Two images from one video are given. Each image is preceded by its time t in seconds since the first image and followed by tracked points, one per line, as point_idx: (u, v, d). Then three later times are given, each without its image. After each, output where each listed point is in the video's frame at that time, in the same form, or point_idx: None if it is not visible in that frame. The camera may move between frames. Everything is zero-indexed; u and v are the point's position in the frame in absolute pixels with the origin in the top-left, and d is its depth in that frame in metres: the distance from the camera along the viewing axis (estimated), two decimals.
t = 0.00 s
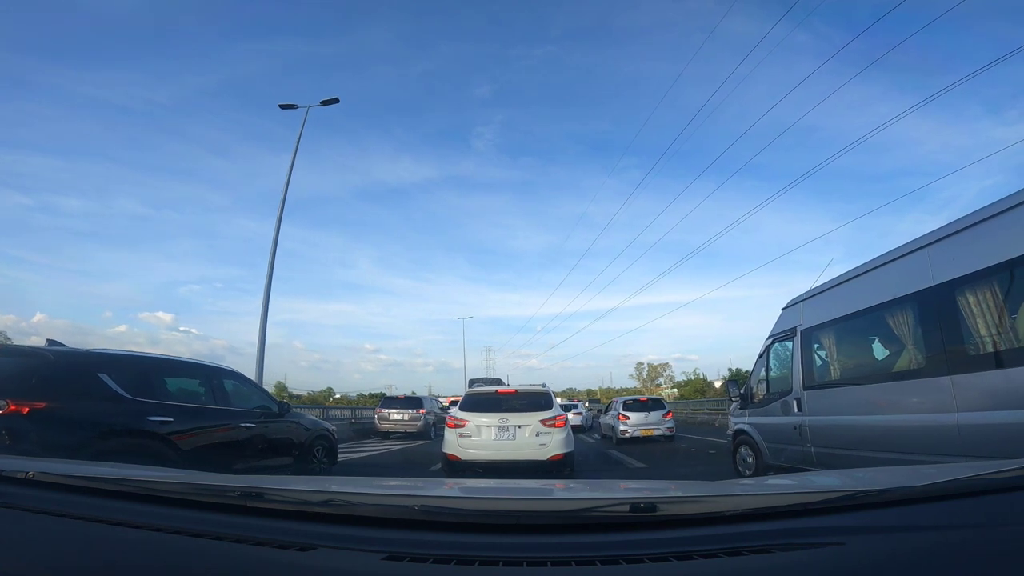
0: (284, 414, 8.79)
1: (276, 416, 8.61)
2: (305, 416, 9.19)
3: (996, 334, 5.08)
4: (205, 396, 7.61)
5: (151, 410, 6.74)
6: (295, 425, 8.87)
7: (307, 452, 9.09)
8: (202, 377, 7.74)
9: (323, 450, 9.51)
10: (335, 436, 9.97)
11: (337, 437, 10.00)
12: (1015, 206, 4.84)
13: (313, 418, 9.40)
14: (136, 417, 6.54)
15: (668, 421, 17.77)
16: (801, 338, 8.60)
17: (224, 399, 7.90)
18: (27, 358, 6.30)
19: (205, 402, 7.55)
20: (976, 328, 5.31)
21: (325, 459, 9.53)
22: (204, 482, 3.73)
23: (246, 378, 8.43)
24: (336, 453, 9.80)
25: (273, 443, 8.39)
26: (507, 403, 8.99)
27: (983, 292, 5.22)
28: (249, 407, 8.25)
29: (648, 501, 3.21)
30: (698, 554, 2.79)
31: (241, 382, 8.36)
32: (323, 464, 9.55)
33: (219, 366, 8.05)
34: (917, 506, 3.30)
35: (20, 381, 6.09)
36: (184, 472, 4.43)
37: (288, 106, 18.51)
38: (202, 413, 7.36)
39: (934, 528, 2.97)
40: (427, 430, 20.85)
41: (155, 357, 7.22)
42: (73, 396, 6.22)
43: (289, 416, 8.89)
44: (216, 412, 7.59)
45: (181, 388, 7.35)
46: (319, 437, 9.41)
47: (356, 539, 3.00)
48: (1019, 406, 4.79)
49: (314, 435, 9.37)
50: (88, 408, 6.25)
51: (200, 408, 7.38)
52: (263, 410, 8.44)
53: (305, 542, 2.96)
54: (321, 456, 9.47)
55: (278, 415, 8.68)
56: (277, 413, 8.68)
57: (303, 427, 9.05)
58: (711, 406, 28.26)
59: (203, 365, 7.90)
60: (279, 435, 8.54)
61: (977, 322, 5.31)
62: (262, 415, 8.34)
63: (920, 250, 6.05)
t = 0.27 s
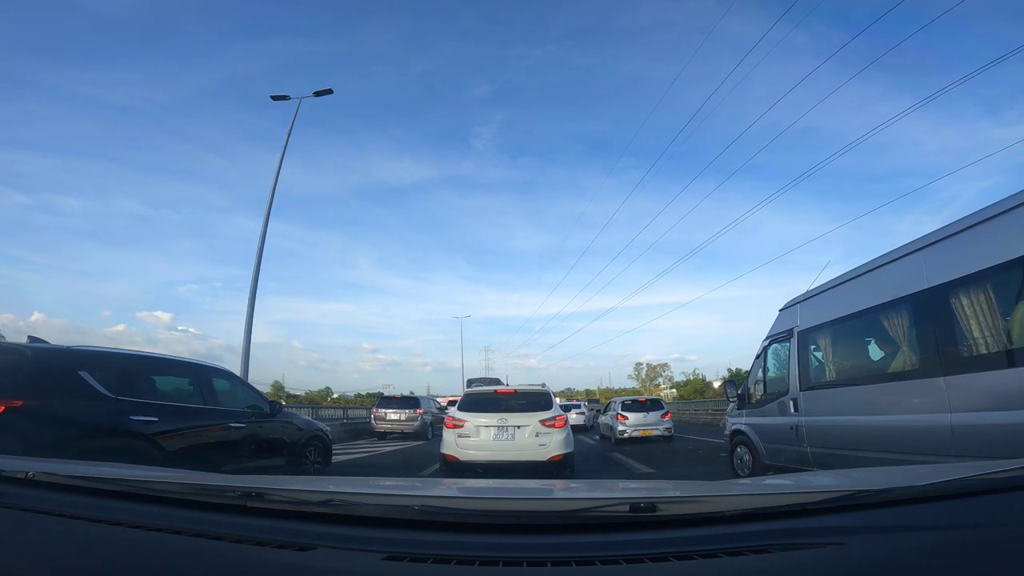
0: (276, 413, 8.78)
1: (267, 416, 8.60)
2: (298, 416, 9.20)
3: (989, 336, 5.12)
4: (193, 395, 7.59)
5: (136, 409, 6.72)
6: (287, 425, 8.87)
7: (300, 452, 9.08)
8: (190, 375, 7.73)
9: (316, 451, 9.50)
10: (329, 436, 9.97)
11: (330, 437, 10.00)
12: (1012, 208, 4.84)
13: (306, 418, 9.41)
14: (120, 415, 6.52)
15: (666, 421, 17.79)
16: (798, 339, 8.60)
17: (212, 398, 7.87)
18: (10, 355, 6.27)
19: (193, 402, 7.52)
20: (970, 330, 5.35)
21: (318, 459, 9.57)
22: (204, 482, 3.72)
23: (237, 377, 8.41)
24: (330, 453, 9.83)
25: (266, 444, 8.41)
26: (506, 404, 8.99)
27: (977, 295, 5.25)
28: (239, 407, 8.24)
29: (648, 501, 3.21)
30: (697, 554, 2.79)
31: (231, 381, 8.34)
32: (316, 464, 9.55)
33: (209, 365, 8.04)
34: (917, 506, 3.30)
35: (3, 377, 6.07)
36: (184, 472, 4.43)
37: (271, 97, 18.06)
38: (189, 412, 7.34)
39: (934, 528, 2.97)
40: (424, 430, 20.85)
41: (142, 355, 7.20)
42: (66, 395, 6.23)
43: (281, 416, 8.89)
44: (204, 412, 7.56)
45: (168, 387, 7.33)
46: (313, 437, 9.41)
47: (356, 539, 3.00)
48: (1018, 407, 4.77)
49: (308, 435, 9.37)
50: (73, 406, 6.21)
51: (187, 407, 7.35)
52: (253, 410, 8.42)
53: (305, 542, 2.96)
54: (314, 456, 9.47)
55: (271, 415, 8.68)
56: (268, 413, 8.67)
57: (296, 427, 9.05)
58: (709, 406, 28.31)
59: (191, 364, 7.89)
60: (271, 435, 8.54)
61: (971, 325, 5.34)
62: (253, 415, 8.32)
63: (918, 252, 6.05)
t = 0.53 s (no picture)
0: (266, 413, 8.74)
1: (256, 416, 8.57)
2: (290, 416, 9.17)
3: (974, 339, 5.22)
4: (178, 395, 7.55)
5: (117, 408, 6.68)
6: (278, 424, 8.85)
7: (292, 452, 9.04)
8: (176, 374, 7.69)
9: (309, 451, 9.48)
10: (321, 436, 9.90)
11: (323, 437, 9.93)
12: (1006, 212, 4.87)
13: (298, 418, 9.35)
14: (101, 415, 6.47)
15: (664, 421, 17.80)
16: (791, 341, 8.63)
17: (198, 397, 7.84)
18: None
19: (178, 402, 7.48)
20: (954, 333, 5.45)
21: (311, 460, 9.53)
22: (204, 482, 3.72)
23: (225, 376, 8.38)
24: (323, 452, 9.81)
25: (257, 444, 8.41)
26: (505, 404, 8.99)
27: (962, 299, 5.34)
28: (226, 406, 8.20)
29: (648, 501, 3.22)
30: (697, 554, 2.79)
31: (219, 380, 8.32)
32: (309, 465, 9.51)
33: (196, 364, 8.00)
34: (917, 506, 3.30)
35: None
36: (185, 472, 4.43)
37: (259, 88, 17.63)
38: (172, 412, 7.30)
39: (934, 528, 2.98)
40: (422, 431, 20.84)
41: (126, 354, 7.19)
42: (58, 394, 6.23)
43: (272, 416, 8.88)
44: (188, 412, 7.52)
45: (155, 386, 7.31)
46: (306, 438, 9.36)
47: (355, 539, 3.00)
48: (1015, 407, 4.74)
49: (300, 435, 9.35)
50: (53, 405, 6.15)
51: (171, 407, 7.31)
52: (241, 410, 8.38)
53: (305, 542, 2.96)
54: (307, 456, 9.44)
55: (260, 415, 8.65)
56: (258, 413, 8.63)
57: (287, 427, 9.02)
58: (708, 406, 28.30)
59: (178, 362, 7.85)
60: (260, 435, 8.50)
61: (956, 328, 5.43)
62: (240, 416, 8.29)
63: (908, 256, 6.11)
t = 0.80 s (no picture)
0: (255, 413, 8.59)
1: (245, 416, 8.41)
2: (280, 416, 9.06)
3: (951, 342, 5.45)
4: (161, 393, 7.37)
5: (96, 407, 6.49)
6: (267, 424, 8.74)
7: (281, 453, 8.92)
8: (160, 372, 7.50)
9: (300, 451, 9.35)
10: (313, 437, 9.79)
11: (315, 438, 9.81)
12: (998, 215, 4.93)
13: (288, 418, 9.25)
14: (77, 414, 6.28)
15: (662, 421, 17.81)
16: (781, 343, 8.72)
17: (183, 396, 7.66)
18: None
19: (161, 401, 7.30)
20: (933, 337, 5.67)
21: (302, 460, 9.41)
22: (204, 482, 3.71)
23: (212, 374, 8.20)
24: (316, 452, 9.73)
25: (245, 445, 8.28)
26: (504, 404, 8.98)
27: (943, 304, 5.55)
28: (213, 405, 8.03)
29: (648, 501, 3.22)
30: (698, 554, 2.80)
31: (206, 378, 8.14)
32: (300, 465, 9.39)
33: (182, 361, 7.82)
34: (917, 506, 3.31)
35: None
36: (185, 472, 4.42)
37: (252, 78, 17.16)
38: (155, 411, 7.12)
39: (934, 528, 2.98)
40: (419, 431, 20.81)
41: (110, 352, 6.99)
42: (50, 394, 6.18)
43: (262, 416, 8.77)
44: (172, 411, 7.34)
45: (138, 384, 7.15)
46: (297, 438, 9.25)
47: (355, 539, 3.00)
48: (1014, 407, 4.71)
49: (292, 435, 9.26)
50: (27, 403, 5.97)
51: (153, 406, 7.12)
52: (228, 409, 8.20)
53: (305, 542, 2.96)
54: (298, 456, 9.33)
55: (248, 415, 8.48)
56: (246, 413, 8.46)
57: (276, 427, 8.88)
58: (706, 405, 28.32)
59: (163, 360, 7.67)
60: (248, 435, 8.34)
61: (936, 332, 5.65)
62: (227, 415, 8.12)
63: (895, 261, 6.28)
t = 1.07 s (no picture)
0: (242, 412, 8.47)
1: (231, 416, 8.24)
2: (269, 416, 8.94)
3: (922, 347, 5.74)
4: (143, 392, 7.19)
5: (73, 406, 6.32)
6: (256, 425, 8.61)
7: (270, 453, 8.77)
8: (143, 370, 7.33)
9: (289, 452, 9.20)
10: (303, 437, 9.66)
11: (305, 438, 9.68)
12: (992, 216, 4.96)
13: (278, 418, 9.12)
14: (52, 413, 6.09)
15: (659, 421, 17.83)
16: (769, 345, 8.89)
17: (166, 395, 7.49)
18: None
19: (142, 400, 7.13)
20: (907, 341, 5.96)
21: (292, 462, 9.26)
22: (204, 482, 3.71)
23: (198, 373, 8.03)
24: (307, 453, 9.59)
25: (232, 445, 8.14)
26: (502, 404, 8.98)
27: (917, 311, 5.82)
28: (197, 405, 7.86)
29: (648, 501, 3.22)
30: (698, 554, 2.80)
31: (193, 376, 7.98)
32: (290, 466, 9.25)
33: (168, 359, 7.66)
34: (916, 506, 3.32)
35: None
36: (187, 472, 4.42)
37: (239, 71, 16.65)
38: (134, 411, 6.94)
39: (934, 528, 2.98)
40: (416, 431, 20.79)
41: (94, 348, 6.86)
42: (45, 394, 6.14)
43: (251, 416, 8.64)
44: (152, 410, 7.16)
45: (120, 383, 6.98)
46: (287, 439, 9.11)
47: (355, 539, 3.00)
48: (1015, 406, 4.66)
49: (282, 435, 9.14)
50: None
51: (133, 406, 6.95)
52: (213, 408, 8.04)
53: (305, 542, 2.96)
54: (288, 457, 9.18)
55: (234, 415, 8.32)
56: (233, 412, 8.31)
57: (264, 427, 8.73)
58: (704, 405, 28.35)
59: (146, 357, 7.50)
60: (234, 436, 8.18)
61: (911, 338, 5.91)
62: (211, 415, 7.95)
63: (876, 268, 6.53)
